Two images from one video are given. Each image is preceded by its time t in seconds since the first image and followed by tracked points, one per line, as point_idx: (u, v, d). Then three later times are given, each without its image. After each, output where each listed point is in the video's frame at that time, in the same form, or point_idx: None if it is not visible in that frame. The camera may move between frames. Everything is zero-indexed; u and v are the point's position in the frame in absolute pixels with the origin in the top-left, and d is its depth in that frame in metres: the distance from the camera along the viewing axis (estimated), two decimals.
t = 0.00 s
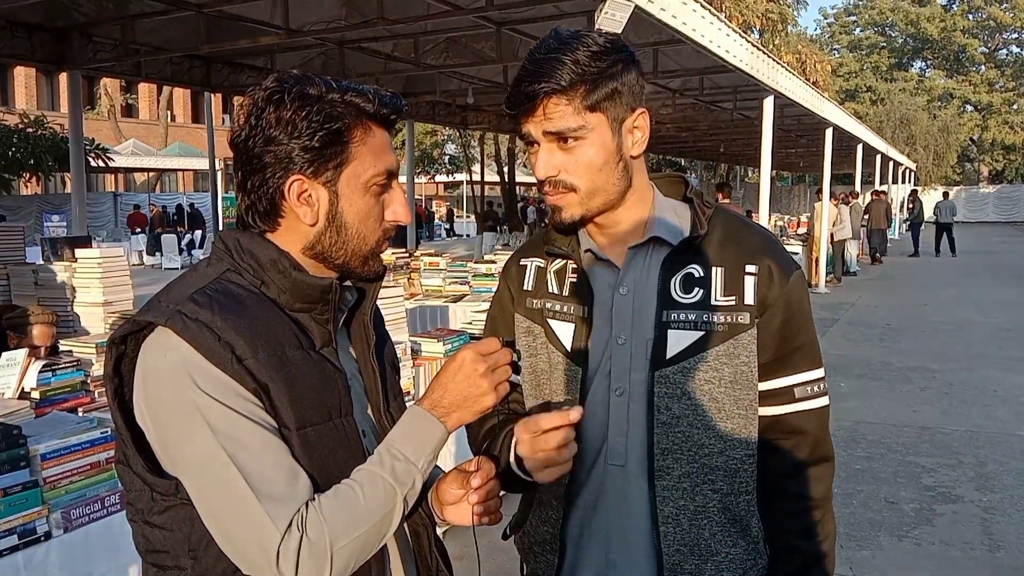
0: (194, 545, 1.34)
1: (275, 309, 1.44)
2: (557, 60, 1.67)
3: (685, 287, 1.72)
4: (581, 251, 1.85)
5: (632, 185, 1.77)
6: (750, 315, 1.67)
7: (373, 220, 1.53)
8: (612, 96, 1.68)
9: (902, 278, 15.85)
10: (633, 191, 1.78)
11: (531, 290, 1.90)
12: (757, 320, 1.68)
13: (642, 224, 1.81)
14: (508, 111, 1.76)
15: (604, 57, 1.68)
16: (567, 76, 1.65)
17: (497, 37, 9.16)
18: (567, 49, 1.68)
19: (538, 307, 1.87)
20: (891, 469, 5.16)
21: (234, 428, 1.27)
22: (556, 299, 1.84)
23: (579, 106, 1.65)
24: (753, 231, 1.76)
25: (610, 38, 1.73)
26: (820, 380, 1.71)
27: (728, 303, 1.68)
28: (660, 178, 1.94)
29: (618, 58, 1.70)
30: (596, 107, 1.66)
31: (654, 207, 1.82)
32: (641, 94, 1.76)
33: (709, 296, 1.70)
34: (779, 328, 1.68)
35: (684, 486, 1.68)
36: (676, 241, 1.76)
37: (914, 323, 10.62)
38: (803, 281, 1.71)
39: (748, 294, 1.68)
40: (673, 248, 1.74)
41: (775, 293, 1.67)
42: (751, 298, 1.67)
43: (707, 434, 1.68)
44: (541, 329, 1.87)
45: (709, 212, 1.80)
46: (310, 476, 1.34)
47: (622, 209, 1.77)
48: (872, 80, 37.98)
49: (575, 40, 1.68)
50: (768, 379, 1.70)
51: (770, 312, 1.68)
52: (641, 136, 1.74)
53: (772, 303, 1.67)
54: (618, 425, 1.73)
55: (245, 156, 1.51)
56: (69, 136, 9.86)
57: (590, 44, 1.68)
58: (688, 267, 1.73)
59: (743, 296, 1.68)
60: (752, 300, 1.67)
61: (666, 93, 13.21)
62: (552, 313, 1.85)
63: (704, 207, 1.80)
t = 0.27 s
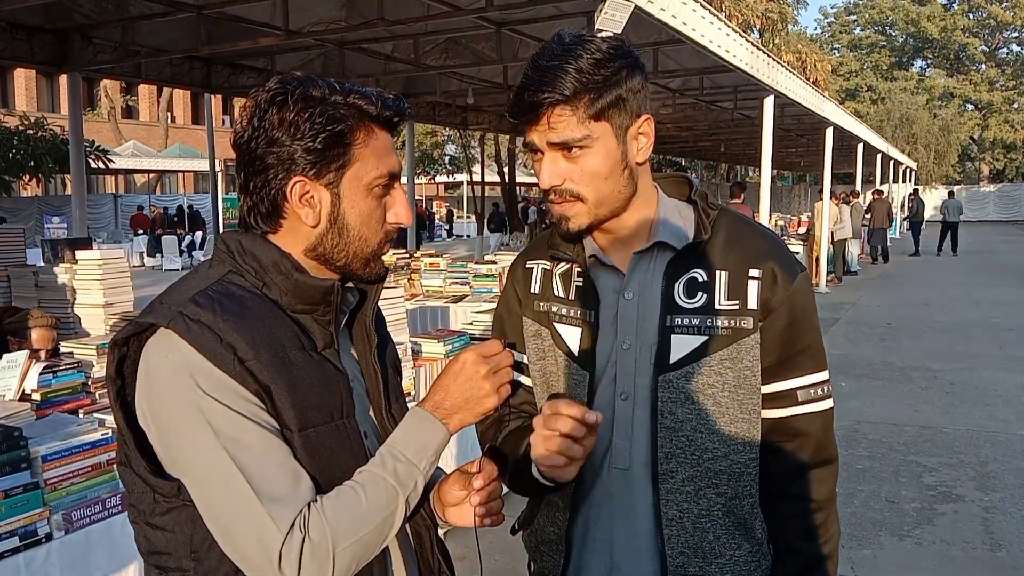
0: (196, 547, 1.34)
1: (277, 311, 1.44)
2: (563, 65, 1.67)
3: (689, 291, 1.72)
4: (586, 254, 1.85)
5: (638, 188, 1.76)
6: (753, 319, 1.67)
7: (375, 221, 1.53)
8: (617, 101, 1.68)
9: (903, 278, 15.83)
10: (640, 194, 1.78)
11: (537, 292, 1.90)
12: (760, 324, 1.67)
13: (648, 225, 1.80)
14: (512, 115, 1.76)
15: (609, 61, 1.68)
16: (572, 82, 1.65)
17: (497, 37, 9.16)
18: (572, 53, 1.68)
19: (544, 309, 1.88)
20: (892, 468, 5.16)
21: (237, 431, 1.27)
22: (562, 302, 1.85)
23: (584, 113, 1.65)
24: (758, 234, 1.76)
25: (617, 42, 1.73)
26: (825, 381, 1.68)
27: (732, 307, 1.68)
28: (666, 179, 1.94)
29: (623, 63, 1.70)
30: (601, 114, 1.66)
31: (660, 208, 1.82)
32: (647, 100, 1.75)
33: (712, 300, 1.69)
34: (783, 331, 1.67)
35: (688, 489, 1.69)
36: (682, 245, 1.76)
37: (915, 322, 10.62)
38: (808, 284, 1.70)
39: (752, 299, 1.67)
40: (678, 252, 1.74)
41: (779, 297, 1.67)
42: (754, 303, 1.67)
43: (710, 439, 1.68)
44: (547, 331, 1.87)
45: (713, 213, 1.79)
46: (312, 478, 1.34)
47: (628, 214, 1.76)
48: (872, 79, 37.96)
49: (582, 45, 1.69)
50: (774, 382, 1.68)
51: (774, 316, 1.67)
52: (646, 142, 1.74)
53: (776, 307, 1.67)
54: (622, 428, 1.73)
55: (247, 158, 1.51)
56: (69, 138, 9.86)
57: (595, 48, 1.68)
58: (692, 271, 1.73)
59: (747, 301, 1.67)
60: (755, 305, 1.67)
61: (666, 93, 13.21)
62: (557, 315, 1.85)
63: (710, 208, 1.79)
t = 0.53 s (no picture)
0: (198, 546, 1.34)
1: (279, 310, 1.44)
2: (572, 56, 1.67)
3: (689, 293, 1.72)
4: (586, 254, 1.85)
5: (641, 186, 1.76)
6: (754, 323, 1.66)
7: (377, 222, 1.53)
8: (624, 95, 1.68)
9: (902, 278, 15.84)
10: (642, 192, 1.78)
11: (537, 291, 1.91)
12: (761, 327, 1.67)
13: (648, 225, 1.80)
14: (520, 106, 1.77)
15: (619, 55, 1.68)
16: (580, 72, 1.65)
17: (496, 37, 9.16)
18: (582, 46, 1.68)
19: (544, 308, 1.88)
20: (891, 469, 5.16)
21: (240, 432, 1.27)
22: (562, 301, 1.85)
23: (591, 104, 1.65)
24: (759, 237, 1.75)
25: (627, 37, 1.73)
26: (827, 386, 1.67)
27: (732, 310, 1.68)
28: (667, 180, 1.94)
29: (632, 58, 1.70)
30: (607, 106, 1.66)
31: (662, 208, 1.82)
32: (654, 95, 1.76)
33: (713, 302, 1.69)
34: (784, 335, 1.66)
35: (686, 492, 1.69)
36: (683, 246, 1.76)
37: (914, 323, 10.62)
38: (810, 287, 1.69)
39: (753, 301, 1.67)
40: (679, 253, 1.74)
41: (780, 301, 1.66)
42: (755, 305, 1.66)
43: (709, 441, 1.68)
44: (548, 330, 1.87)
45: (715, 215, 1.78)
46: (316, 478, 1.34)
47: (630, 211, 1.77)
48: (872, 80, 37.98)
49: (591, 39, 1.69)
50: (775, 385, 1.67)
51: (774, 320, 1.66)
52: (652, 138, 1.74)
53: (778, 311, 1.66)
54: (622, 429, 1.74)
55: (249, 158, 1.51)
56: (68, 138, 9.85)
57: (605, 42, 1.68)
58: (693, 273, 1.73)
59: (748, 304, 1.67)
60: (756, 308, 1.66)
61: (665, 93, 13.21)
62: (557, 315, 1.85)
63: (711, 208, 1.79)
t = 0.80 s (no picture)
0: (201, 545, 1.34)
1: (280, 309, 1.44)
2: (573, 53, 1.67)
3: (685, 292, 1.71)
4: (582, 253, 1.85)
5: (640, 184, 1.76)
6: (749, 321, 1.65)
7: (378, 221, 1.53)
8: (626, 92, 1.68)
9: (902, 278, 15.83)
10: (640, 191, 1.78)
11: (535, 290, 1.91)
12: (757, 327, 1.65)
13: (646, 223, 1.80)
14: (520, 103, 1.76)
15: (621, 52, 1.68)
16: (582, 69, 1.65)
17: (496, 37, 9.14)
18: (583, 43, 1.68)
19: (542, 307, 1.88)
20: (891, 469, 5.15)
21: (243, 430, 1.26)
22: (560, 300, 1.85)
23: (593, 101, 1.65)
24: (756, 235, 1.74)
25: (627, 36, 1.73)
26: (822, 386, 1.65)
27: (728, 309, 1.66)
28: (666, 178, 1.93)
29: (632, 56, 1.70)
30: (609, 103, 1.66)
31: (657, 206, 1.81)
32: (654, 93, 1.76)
33: (709, 301, 1.68)
34: (780, 334, 1.63)
35: (682, 491, 1.69)
36: (677, 244, 1.75)
37: (914, 323, 10.62)
38: (806, 285, 1.67)
39: (748, 301, 1.65)
40: (675, 251, 1.74)
41: (775, 300, 1.64)
42: (751, 304, 1.65)
43: (704, 441, 1.67)
44: (544, 330, 1.87)
45: (712, 214, 1.78)
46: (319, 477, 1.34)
47: (629, 209, 1.77)
48: (872, 79, 37.96)
49: (593, 36, 1.69)
50: (768, 385, 1.65)
51: (770, 319, 1.64)
52: (651, 136, 1.74)
53: (773, 309, 1.64)
54: (618, 428, 1.74)
55: (251, 156, 1.50)
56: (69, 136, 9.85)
57: (606, 40, 1.68)
58: (689, 272, 1.72)
59: (742, 303, 1.66)
60: (751, 307, 1.65)
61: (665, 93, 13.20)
62: (555, 314, 1.85)
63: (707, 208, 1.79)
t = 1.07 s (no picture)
0: (202, 545, 1.34)
1: (280, 309, 1.44)
2: (571, 48, 1.67)
3: (680, 290, 1.71)
4: (579, 251, 1.85)
5: (638, 181, 1.76)
6: (745, 318, 1.65)
7: (379, 221, 1.53)
8: (626, 87, 1.68)
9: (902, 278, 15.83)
10: (637, 189, 1.78)
11: (532, 290, 1.90)
12: (752, 324, 1.66)
13: (643, 222, 1.80)
14: (519, 100, 1.76)
15: (617, 49, 1.68)
16: (581, 64, 1.64)
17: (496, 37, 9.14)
18: (580, 41, 1.68)
19: (539, 307, 1.88)
20: (891, 469, 5.15)
21: (243, 429, 1.26)
22: (556, 299, 1.85)
23: (595, 94, 1.65)
24: (752, 234, 1.74)
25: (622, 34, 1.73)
26: (817, 383, 1.66)
27: (725, 306, 1.67)
28: (662, 178, 1.94)
29: (630, 54, 1.70)
30: (610, 97, 1.66)
31: (652, 206, 1.82)
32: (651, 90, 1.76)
33: (705, 299, 1.68)
34: (774, 332, 1.65)
35: (678, 489, 1.69)
36: (672, 241, 1.76)
37: (914, 323, 10.61)
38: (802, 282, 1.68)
39: (744, 298, 1.66)
40: (671, 249, 1.74)
41: (771, 297, 1.65)
42: (746, 301, 1.66)
43: (700, 438, 1.67)
44: (541, 329, 1.87)
45: (707, 213, 1.78)
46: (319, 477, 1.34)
47: (627, 206, 1.77)
48: (872, 80, 37.95)
49: (588, 34, 1.69)
50: (763, 383, 1.66)
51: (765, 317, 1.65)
52: (649, 131, 1.74)
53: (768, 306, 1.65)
54: (616, 426, 1.74)
55: (252, 157, 1.50)
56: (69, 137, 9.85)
57: (602, 37, 1.68)
58: (684, 270, 1.72)
59: (738, 300, 1.66)
60: (747, 303, 1.65)
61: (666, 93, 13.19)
62: (551, 313, 1.85)
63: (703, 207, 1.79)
